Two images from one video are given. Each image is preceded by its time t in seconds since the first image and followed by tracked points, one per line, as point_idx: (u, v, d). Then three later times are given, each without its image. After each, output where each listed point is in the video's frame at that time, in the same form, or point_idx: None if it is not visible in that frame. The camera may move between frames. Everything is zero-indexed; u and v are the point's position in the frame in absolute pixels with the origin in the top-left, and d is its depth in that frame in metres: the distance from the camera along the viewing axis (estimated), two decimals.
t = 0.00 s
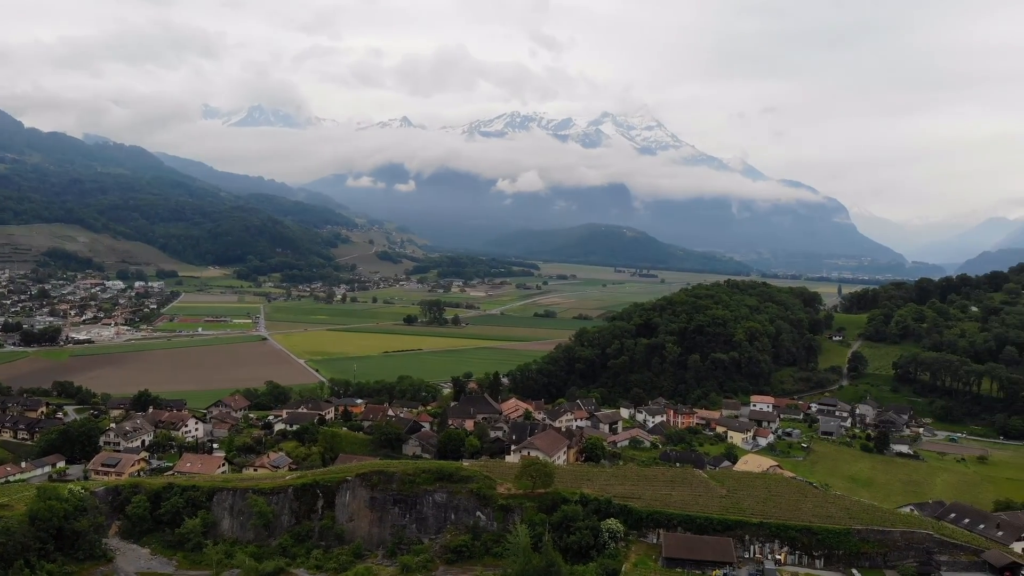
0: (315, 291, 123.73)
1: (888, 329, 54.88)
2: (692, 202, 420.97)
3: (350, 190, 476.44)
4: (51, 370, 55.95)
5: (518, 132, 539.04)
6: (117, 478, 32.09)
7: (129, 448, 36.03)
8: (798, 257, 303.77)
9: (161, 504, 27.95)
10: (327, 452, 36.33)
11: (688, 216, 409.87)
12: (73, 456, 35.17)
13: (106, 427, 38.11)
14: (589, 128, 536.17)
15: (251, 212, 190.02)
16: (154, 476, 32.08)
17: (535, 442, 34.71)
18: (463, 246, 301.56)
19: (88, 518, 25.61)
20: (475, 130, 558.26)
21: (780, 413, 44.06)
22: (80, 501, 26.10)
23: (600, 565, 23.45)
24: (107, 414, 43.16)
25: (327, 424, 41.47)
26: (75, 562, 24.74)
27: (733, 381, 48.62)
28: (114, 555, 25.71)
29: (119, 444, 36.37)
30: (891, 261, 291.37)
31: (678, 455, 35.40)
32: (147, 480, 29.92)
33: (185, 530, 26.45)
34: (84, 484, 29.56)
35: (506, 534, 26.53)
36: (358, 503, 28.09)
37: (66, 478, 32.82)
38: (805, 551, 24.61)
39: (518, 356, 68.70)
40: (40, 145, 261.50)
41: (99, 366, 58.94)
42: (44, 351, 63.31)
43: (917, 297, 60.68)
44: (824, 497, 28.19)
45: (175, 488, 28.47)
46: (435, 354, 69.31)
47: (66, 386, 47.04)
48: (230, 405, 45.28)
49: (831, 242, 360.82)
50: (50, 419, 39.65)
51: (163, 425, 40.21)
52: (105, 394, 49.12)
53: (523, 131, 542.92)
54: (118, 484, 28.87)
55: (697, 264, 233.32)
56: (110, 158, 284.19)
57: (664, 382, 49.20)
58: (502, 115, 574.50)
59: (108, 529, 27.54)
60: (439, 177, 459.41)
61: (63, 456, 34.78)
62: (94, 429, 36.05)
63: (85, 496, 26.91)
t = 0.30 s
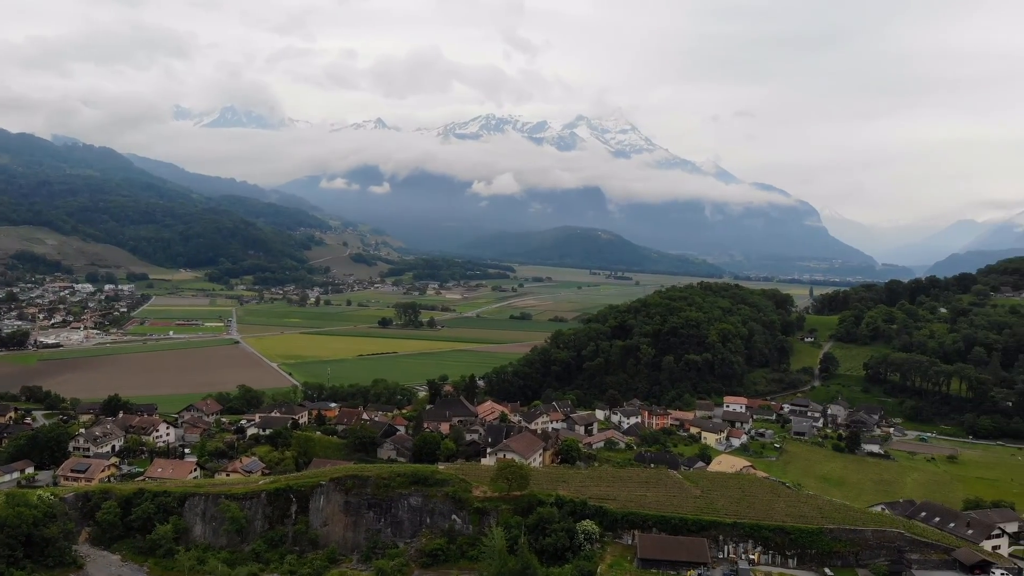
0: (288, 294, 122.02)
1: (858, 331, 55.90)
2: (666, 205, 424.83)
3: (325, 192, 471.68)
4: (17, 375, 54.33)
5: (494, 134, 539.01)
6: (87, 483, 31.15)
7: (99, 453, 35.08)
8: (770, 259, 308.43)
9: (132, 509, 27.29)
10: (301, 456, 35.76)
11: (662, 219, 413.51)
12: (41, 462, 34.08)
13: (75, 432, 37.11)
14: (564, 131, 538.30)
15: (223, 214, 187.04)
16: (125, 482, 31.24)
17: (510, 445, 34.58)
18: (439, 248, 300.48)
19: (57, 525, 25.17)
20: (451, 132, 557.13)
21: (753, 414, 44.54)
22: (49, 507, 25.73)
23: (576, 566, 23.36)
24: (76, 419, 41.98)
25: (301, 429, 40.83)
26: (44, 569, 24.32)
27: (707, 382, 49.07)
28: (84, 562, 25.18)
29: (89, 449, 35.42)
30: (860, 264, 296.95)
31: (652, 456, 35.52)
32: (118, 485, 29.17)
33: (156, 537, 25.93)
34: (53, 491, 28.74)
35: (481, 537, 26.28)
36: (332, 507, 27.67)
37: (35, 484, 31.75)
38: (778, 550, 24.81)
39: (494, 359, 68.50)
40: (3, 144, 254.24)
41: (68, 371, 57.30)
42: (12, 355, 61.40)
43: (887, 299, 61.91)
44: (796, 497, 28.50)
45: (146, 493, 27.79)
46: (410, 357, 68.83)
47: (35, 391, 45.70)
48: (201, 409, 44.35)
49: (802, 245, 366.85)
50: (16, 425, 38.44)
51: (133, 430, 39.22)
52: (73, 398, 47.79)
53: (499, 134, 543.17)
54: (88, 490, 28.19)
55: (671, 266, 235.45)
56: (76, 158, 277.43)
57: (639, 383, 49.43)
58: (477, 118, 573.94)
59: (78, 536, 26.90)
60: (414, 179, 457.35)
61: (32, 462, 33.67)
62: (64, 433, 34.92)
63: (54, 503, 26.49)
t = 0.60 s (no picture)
0: (260, 297, 120.15)
1: (830, 332, 56.81)
2: (640, 208, 428.14)
3: (298, 194, 466.33)
4: None
5: (469, 137, 538.23)
6: (56, 489, 30.24)
7: (69, 458, 34.20)
8: (743, 262, 312.36)
9: (103, 516, 26.56)
10: (274, 461, 35.18)
11: (636, 221, 416.67)
12: (8, 467, 33.02)
13: (42, 437, 36.05)
14: (539, 134, 539.76)
15: (194, 216, 183.71)
16: (93, 488, 30.41)
17: (486, 447, 34.38)
18: (413, 251, 298.83)
19: (26, 531, 24.34)
20: (426, 134, 555.25)
21: (726, 415, 44.94)
22: (18, 513, 24.93)
23: (551, 569, 23.20)
24: (43, 424, 40.75)
25: (274, 433, 40.10)
26: None
27: (681, 384, 49.44)
28: (53, 569, 24.42)
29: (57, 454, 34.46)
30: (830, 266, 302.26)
31: (627, 457, 35.58)
32: (88, 491, 28.33)
33: (127, 543, 25.27)
34: (20, 497, 27.72)
35: (456, 540, 25.98)
36: (306, 512, 27.22)
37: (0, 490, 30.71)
38: (752, 550, 24.99)
39: (470, 361, 68.19)
40: None
41: (37, 375, 55.69)
42: None
43: (857, 301, 63.02)
44: (770, 497, 28.76)
45: (116, 498, 27.13)
46: (384, 360, 68.28)
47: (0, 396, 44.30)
48: (173, 414, 43.37)
49: (773, 248, 372.55)
50: None
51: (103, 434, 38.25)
52: (40, 403, 46.38)
53: (474, 136, 542.66)
54: (57, 495, 27.26)
55: (645, 269, 237.17)
56: (42, 158, 270.29)
57: (614, 385, 49.60)
58: (452, 120, 572.49)
59: (46, 542, 25.98)
60: (389, 181, 454.53)
61: None
62: (33, 438, 33.95)
63: (23, 508, 25.53)
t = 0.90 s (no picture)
0: (232, 300, 118.24)
1: (802, 334, 57.62)
2: (616, 210, 430.75)
3: (272, 195, 460.68)
4: None
5: (445, 138, 536.71)
6: (24, 495, 29.43)
7: (36, 464, 33.34)
8: (717, 264, 315.99)
9: (72, 522, 26.24)
10: (247, 465, 34.52)
11: (611, 224, 419.14)
12: None
13: (9, 443, 35.07)
14: (515, 137, 540.64)
15: (165, 217, 180.46)
16: (62, 494, 29.74)
17: (462, 450, 34.17)
18: (388, 253, 296.83)
19: None
20: (401, 136, 552.77)
21: (700, 416, 45.28)
22: None
23: (527, 571, 23.05)
24: (11, 429, 39.63)
25: (247, 437, 39.43)
26: None
27: (655, 385, 49.74)
28: None
29: (25, 460, 33.55)
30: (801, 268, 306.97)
31: (603, 459, 35.64)
32: (58, 497, 28.04)
33: (97, 549, 24.94)
34: None
35: (432, 544, 25.69)
36: (280, 517, 26.75)
37: None
38: (726, 550, 25.12)
39: (446, 364, 67.83)
40: None
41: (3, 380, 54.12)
42: None
43: (829, 303, 64.03)
44: (744, 498, 29.02)
45: (86, 504, 26.80)
46: (360, 363, 67.66)
47: None
48: (144, 418, 42.41)
49: (746, 250, 377.39)
50: None
51: (73, 440, 37.30)
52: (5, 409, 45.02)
53: (450, 138, 541.56)
54: (27, 502, 27.04)
55: (620, 271, 238.51)
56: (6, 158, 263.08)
57: (590, 387, 49.69)
58: (428, 121, 570.38)
59: (15, 549, 25.77)
60: (364, 182, 451.31)
61: None
62: None
63: None
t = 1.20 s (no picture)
0: (206, 303, 116.26)
1: (777, 335, 58.31)
2: (592, 213, 432.85)
3: (246, 197, 454.62)
4: None
5: (422, 140, 534.65)
6: None
7: (4, 470, 32.34)
8: (692, 266, 319.04)
9: (43, 528, 25.71)
10: (221, 470, 33.84)
11: (588, 226, 420.99)
12: None
13: None
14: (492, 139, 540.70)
15: (136, 219, 177.02)
16: (31, 499, 28.93)
17: (439, 453, 33.89)
18: (365, 255, 294.47)
19: None
20: (377, 138, 549.32)
21: (676, 417, 45.56)
22: None
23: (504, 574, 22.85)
24: None
25: (221, 442, 38.68)
26: None
27: (632, 387, 49.92)
28: None
29: None
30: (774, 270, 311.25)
31: (580, 461, 35.62)
32: (29, 502, 27.48)
33: (69, 556, 24.48)
34: None
35: (409, 548, 25.36)
36: (255, 522, 26.28)
37: None
38: (702, 551, 25.21)
39: (423, 367, 67.35)
40: None
41: None
42: None
43: (803, 305, 64.93)
44: (719, 498, 29.19)
45: (58, 510, 26.30)
46: (336, 366, 66.90)
47: None
48: (115, 423, 41.37)
49: (721, 253, 381.57)
50: None
51: (43, 445, 36.23)
52: None
53: (426, 140, 539.70)
54: None
55: (597, 274, 239.47)
56: None
57: (567, 389, 49.70)
58: (405, 123, 567.53)
59: None
60: (341, 184, 447.60)
61: None
62: None
63: None
